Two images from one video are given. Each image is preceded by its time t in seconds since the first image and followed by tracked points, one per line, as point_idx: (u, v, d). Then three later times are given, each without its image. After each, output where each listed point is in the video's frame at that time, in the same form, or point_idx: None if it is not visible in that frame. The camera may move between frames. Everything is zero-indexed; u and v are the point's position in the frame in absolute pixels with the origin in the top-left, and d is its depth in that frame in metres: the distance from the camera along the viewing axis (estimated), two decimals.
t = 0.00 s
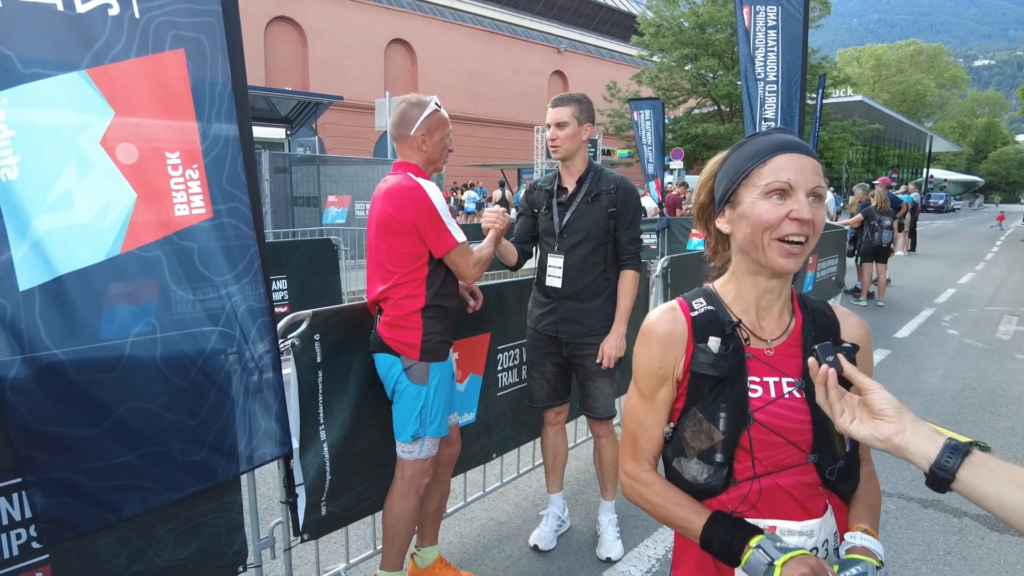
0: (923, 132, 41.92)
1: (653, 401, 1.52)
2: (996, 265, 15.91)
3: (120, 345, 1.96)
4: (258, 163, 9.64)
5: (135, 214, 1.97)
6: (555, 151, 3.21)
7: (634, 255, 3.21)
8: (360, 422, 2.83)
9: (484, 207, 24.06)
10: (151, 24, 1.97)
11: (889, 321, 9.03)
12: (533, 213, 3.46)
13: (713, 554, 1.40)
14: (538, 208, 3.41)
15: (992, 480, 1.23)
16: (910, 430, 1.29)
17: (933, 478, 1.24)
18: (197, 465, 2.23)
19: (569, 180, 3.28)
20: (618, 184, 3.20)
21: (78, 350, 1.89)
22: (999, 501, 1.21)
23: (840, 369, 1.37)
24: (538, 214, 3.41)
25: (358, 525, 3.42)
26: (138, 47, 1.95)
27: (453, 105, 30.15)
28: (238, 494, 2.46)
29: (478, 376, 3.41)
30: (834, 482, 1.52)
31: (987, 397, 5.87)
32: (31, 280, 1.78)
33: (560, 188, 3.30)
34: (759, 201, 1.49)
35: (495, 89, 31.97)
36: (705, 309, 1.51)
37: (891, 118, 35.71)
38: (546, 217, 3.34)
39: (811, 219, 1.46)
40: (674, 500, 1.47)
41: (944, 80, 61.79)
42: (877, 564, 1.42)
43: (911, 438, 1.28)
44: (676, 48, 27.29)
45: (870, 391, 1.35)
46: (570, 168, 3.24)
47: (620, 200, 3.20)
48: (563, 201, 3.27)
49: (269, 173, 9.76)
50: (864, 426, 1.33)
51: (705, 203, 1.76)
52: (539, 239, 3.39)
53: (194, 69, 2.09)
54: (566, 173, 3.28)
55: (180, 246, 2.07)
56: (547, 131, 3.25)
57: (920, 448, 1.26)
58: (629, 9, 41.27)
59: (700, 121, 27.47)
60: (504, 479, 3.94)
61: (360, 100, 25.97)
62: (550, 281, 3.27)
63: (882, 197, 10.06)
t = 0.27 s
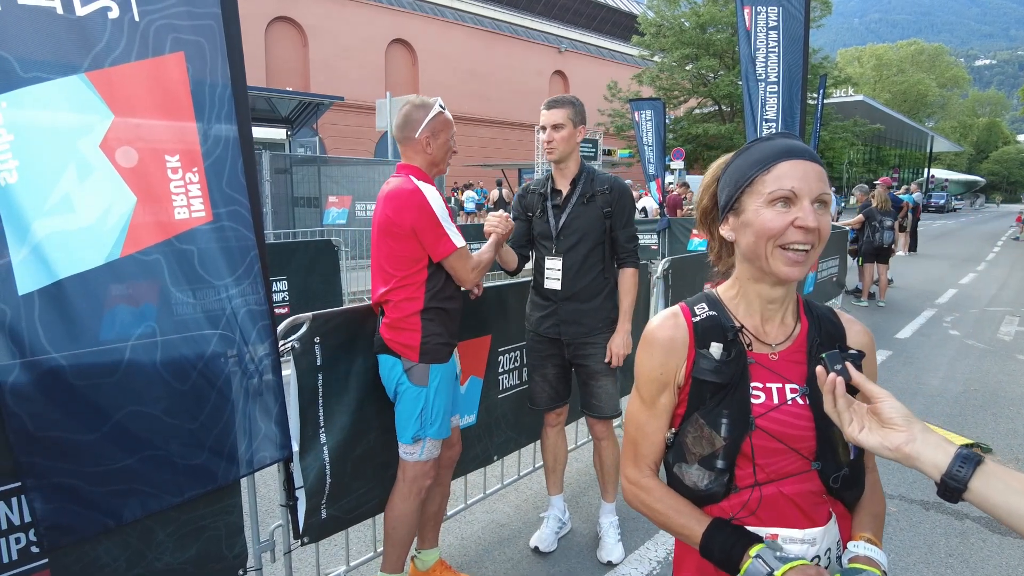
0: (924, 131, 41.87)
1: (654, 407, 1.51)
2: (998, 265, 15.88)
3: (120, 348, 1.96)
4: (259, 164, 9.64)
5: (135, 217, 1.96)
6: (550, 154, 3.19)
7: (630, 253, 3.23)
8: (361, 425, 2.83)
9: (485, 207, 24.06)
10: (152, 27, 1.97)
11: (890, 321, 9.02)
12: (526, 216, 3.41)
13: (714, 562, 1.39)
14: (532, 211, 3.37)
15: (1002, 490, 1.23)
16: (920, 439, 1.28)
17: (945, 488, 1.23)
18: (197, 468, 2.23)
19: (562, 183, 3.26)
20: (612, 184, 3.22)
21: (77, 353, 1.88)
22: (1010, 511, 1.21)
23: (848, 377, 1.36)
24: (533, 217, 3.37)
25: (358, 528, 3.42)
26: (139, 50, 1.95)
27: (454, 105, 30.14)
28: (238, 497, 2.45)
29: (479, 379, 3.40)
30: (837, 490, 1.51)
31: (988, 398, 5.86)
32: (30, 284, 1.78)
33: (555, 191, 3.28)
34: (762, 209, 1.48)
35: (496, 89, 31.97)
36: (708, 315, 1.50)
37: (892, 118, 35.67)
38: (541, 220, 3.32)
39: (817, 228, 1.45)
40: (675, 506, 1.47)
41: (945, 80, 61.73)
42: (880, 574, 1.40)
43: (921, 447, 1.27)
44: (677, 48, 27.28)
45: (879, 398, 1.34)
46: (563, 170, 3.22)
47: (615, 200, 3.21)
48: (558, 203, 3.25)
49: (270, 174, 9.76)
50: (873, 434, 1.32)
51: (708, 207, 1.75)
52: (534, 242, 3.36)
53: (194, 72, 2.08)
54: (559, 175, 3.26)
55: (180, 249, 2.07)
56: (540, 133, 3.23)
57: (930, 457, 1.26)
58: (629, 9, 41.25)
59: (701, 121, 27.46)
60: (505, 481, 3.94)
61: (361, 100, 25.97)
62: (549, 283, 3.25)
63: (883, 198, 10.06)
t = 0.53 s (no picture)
0: (924, 131, 41.86)
1: (654, 403, 1.51)
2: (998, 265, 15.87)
3: (119, 346, 1.96)
4: (259, 164, 9.64)
5: (134, 216, 1.97)
6: (551, 153, 3.19)
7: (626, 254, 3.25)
8: (360, 423, 2.83)
9: (485, 207, 24.06)
10: (151, 25, 1.97)
11: (890, 321, 9.02)
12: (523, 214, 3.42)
13: (713, 559, 1.39)
14: (529, 209, 3.37)
15: (1008, 483, 1.23)
16: (924, 433, 1.28)
17: (948, 481, 1.24)
18: (197, 467, 2.23)
19: (560, 182, 3.28)
20: (610, 185, 3.22)
21: (76, 352, 1.89)
22: (1015, 506, 1.21)
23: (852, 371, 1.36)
24: (530, 215, 3.37)
25: (357, 527, 3.42)
26: (138, 48, 1.95)
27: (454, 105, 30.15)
28: (238, 496, 2.45)
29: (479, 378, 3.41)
30: (837, 487, 1.51)
31: (988, 398, 5.86)
32: (30, 282, 1.78)
33: (553, 190, 3.28)
34: (765, 207, 1.48)
35: (496, 89, 31.97)
36: (709, 311, 1.50)
37: (892, 118, 35.66)
38: (538, 218, 3.32)
39: (819, 226, 1.45)
40: (674, 503, 1.47)
41: (946, 80, 61.70)
42: (881, 571, 1.41)
43: (925, 440, 1.27)
44: (677, 48, 27.28)
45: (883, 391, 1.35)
46: (562, 169, 3.24)
47: (612, 201, 3.22)
48: (556, 202, 3.26)
49: (270, 174, 9.76)
50: (877, 428, 1.32)
51: (710, 202, 1.75)
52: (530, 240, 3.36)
53: (193, 71, 2.08)
54: (558, 175, 3.27)
55: (179, 248, 2.07)
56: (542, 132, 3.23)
57: (933, 450, 1.26)
58: (629, 9, 41.26)
59: (701, 121, 27.46)
60: (504, 480, 3.94)
61: (361, 100, 25.98)
62: (544, 281, 3.26)
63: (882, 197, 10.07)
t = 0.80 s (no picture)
0: (924, 131, 41.84)
1: (665, 407, 1.49)
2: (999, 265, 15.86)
3: (119, 347, 1.94)
4: (259, 164, 9.62)
5: (134, 216, 1.95)
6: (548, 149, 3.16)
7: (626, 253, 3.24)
8: (362, 425, 2.81)
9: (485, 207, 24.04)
10: (151, 24, 1.95)
11: (892, 321, 9.00)
12: (522, 215, 3.39)
13: (725, 565, 1.38)
14: (528, 210, 3.34)
15: None
16: (946, 441, 1.28)
17: (972, 489, 1.25)
18: (197, 469, 2.21)
19: (558, 181, 3.25)
20: (609, 183, 3.20)
21: (76, 353, 1.86)
22: None
23: (871, 377, 1.35)
24: (528, 216, 3.35)
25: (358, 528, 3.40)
26: (138, 46, 1.93)
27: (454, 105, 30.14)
28: (239, 498, 2.44)
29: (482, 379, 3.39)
30: (850, 493, 1.49)
31: (991, 398, 5.84)
32: (28, 283, 1.76)
33: (551, 189, 3.26)
34: (778, 203, 1.46)
35: (496, 89, 31.96)
36: (720, 313, 1.48)
37: (892, 118, 35.64)
38: (537, 218, 3.29)
39: (833, 222, 1.43)
40: (685, 508, 1.45)
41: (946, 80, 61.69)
42: None
43: (948, 448, 1.27)
44: (677, 48, 27.27)
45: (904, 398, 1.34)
46: (560, 169, 3.23)
47: (612, 199, 3.20)
48: (555, 202, 3.24)
49: (270, 174, 9.74)
50: (898, 436, 1.32)
51: (720, 204, 1.73)
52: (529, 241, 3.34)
53: (193, 70, 2.06)
54: (556, 174, 3.25)
55: (180, 248, 2.05)
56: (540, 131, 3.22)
57: (957, 458, 1.27)
58: (629, 9, 41.25)
59: (701, 121, 27.45)
60: (506, 481, 3.92)
61: (361, 100, 25.96)
62: (544, 282, 3.24)
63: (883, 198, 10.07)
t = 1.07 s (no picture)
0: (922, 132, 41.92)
1: (665, 406, 1.49)
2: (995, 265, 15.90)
3: (117, 346, 1.94)
4: (257, 163, 9.59)
5: (133, 215, 1.95)
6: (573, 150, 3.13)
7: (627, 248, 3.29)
8: (360, 424, 2.81)
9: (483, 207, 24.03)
10: (150, 22, 1.95)
11: (889, 321, 9.01)
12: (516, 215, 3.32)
13: (727, 564, 1.38)
14: (523, 210, 3.28)
15: None
16: (949, 439, 1.28)
17: (976, 488, 1.24)
18: (196, 469, 2.21)
19: (557, 181, 3.22)
20: (606, 181, 3.24)
21: (74, 352, 1.86)
22: None
23: (872, 375, 1.35)
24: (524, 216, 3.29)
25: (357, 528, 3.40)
26: (136, 44, 1.92)
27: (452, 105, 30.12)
28: (237, 497, 2.43)
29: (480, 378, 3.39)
30: (851, 491, 1.50)
31: (988, 398, 5.85)
32: (26, 281, 1.75)
33: (549, 189, 3.22)
34: (780, 201, 1.46)
35: (494, 89, 31.96)
36: (720, 312, 1.48)
37: (890, 118, 35.68)
38: (535, 219, 3.24)
39: (835, 219, 1.44)
40: (687, 508, 1.45)
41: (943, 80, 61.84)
42: None
43: (950, 447, 1.27)
44: (675, 48, 27.28)
45: (907, 397, 1.35)
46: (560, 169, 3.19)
47: (610, 197, 3.24)
48: (554, 201, 3.21)
49: (267, 173, 9.71)
50: (900, 435, 1.32)
51: (718, 204, 1.73)
52: (526, 241, 3.28)
53: (192, 68, 2.06)
54: (555, 174, 3.21)
55: (179, 246, 2.05)
56: (552, 130, 3.17)
57: (960, 457, 1.26)
58: (627, 9, 41.28)
59: (700, 121, 27.47)
60: (505, 481, 3.92)
61: (359, 100, 25.94)
62: (546, 282, 3.20)
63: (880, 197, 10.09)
